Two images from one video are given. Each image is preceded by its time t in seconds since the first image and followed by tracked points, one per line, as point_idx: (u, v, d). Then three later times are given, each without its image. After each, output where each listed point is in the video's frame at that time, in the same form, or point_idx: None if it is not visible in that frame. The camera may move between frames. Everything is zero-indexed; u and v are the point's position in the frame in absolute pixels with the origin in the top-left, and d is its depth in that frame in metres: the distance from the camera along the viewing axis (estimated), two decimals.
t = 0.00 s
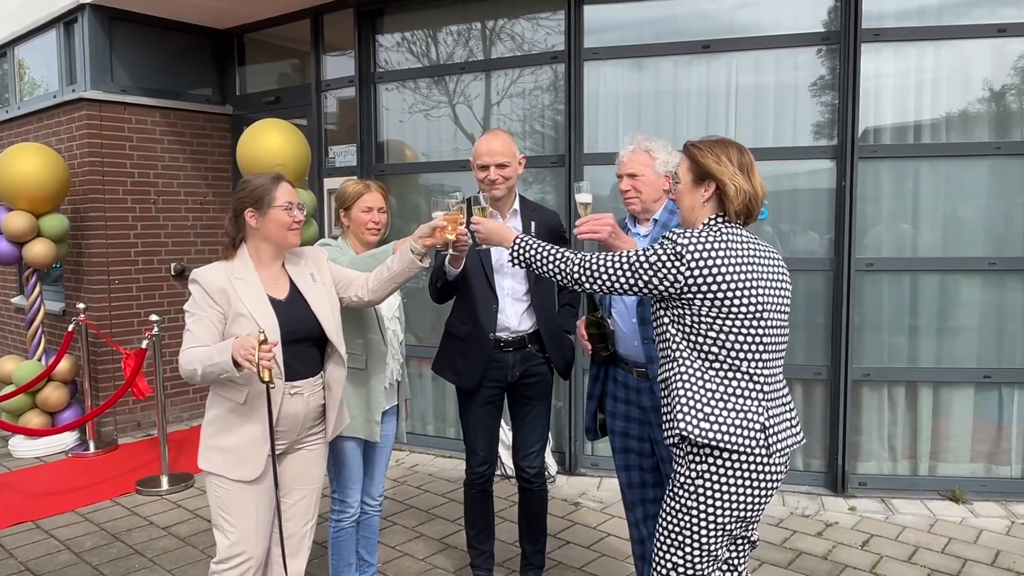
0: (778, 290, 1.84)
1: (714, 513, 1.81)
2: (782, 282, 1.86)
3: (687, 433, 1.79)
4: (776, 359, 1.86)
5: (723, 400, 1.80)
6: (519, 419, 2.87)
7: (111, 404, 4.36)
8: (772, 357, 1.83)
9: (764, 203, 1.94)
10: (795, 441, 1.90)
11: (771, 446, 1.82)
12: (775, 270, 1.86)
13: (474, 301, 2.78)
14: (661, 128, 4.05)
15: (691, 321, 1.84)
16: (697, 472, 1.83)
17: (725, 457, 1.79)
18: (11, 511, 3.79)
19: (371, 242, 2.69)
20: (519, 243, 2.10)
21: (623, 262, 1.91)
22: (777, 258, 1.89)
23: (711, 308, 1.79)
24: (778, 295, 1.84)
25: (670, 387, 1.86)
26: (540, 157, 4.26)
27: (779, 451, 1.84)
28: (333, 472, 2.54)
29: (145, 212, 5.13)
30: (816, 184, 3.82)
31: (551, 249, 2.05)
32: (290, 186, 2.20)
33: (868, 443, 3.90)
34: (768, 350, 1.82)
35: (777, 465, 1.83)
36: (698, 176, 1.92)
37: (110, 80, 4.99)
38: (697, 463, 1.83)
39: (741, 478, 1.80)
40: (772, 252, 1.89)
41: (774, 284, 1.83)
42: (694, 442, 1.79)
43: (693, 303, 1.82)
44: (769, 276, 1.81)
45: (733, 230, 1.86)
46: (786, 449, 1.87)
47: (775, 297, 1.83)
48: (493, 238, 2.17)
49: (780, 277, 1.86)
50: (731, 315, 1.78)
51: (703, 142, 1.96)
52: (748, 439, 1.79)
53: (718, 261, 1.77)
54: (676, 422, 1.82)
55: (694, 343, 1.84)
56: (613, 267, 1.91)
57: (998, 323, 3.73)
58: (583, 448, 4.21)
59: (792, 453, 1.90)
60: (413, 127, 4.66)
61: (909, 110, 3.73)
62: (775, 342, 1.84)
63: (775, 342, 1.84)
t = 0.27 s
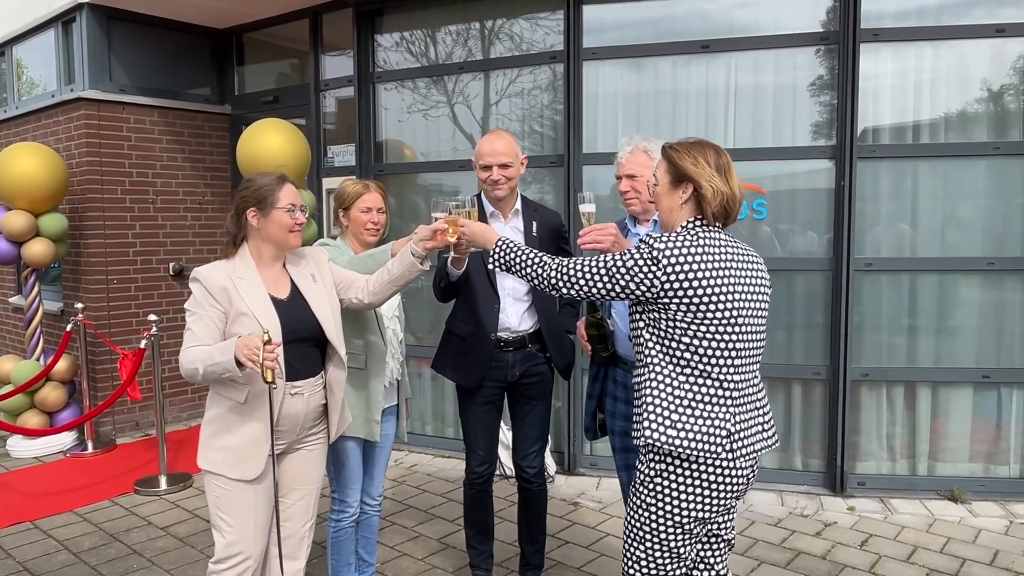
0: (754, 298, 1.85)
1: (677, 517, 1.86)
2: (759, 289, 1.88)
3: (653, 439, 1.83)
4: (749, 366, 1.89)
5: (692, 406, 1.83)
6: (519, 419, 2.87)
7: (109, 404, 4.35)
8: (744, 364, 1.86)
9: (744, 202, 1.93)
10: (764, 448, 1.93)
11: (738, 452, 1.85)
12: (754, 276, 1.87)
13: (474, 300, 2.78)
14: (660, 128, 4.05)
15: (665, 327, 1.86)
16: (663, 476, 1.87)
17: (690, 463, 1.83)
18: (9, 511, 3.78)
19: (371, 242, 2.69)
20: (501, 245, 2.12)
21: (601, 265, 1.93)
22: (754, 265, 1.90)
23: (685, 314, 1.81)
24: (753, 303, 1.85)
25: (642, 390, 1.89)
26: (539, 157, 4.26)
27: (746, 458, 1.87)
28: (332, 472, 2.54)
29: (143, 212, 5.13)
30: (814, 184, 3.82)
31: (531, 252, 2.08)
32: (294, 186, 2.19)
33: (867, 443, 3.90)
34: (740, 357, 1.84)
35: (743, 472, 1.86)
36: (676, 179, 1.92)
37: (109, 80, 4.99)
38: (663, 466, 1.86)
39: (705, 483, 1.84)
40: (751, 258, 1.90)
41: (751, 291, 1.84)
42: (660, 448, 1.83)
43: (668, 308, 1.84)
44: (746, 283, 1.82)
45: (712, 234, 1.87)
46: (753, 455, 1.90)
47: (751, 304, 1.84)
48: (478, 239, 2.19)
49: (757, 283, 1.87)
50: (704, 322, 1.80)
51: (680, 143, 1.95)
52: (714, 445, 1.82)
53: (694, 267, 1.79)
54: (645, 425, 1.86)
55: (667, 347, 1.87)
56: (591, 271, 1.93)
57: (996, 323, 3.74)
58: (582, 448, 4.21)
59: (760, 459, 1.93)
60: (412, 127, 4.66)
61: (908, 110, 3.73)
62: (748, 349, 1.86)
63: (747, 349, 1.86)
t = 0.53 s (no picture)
0: (737, 301, 1.86)
1: (648, 516, 1.89)
2: (742, 292, 1.89)
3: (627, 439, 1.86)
4: (728, 369, 1.91)
5: (668, 407, 1.85)
6: (518, 419, 2.87)
7: (107, 404, 4.34)
8: (722, 367, 1.88)
9: (732, 201, 1.93)
10: (738, 450, 1.96)
11: (712, 455, 1.88)
12: (737, 279, 1.88)
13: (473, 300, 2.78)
14: (658, 128, 4.05)
15: (646, 327, 1.88)
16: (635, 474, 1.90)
17: (662, 463, 1.86)
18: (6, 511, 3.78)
19: (370, 242, 2.69)
20: (498, 234, 2.13)
21: (587, 263, 1.94)
22: (739, 267, 1.91)
23: (667, 315, 1.82)
24: (735, 306, 1.86)
25: (621, 389, 1.91)
26: (538, 157, 4.26)
27: (719, 460, 1.90)
28: (331, 472, 2.53)
29: (141, 211, 5.12)
30: (813, 184, 3.82)
31: (522, 243, 2.09)
32: (294, 186, 2.19)
33: (865, 443, 3.90)
34: (719, 360, 1.86)
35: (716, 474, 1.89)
36: (663, 178, 1.92)
37: (107, 79, 4.98)
38: (637, 464, 1.89)
39: (678, 484, 1.87)
40: (737, 260, 1.91)
41: (733, 294, 1.85)
42: (634, 447, 1.86)
43: (650, 309, 1.85)
44: (729, 286, 1.83)
45: (699, 234, 1.87)
46: (727, 457, 1.92)
47: (733, 308, 1.86)
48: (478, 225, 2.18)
49: (741, 286, 1.88)
50: (685, 323, 1.81)
51: (667, 142, 1.95)
52: (688, 447, 1.85)
53: (677, 269, 1.79)
54: (621, 423, 1.88)
55: (648, 347, 1.88)
56: (577, 268, 1.93)
57: (994, 322, 3.74)
58: (580, 448, 4.21)
59: (734, 460, 1.96)
60: (410, 126, 4.65)
61: (906, 110, 3.73)
62: (727, 352, 1.87)
63: (727, 352, 1.88)
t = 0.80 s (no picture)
0: (735, 303, 1.86)
1: (641, 517, 1.89)
2: (741, 294, 1.88)
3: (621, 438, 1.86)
4: (724, 370, 1.91)
5: (663, 408, 1.85)
6: (517, 419, 2.87)
7: (105, 404, 4.33)
8: (718, 369, 1.88)
9: (730, 203, 1.92)
10: (733, 452, 1.96)
11: (706, 456, 1.88)
12: (736, 281, 1.88)
13: (474, 299, 2.78)
14: (657, 128, 4.05)
15: (643, 327, 1.88)
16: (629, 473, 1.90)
17: (656, 463, 1.86)
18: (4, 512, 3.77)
19: (371, 242, 2.69)
20: (500, 227, 2.12)
21: (584, 262, 1.93)
22: (738, 268, 1.91)
23: (665, 315, 1.82)
24: (733, 308, 1.86)
25: (616, 389, 1.91)
26: (537, 157, 4.26)
27: (714, 461, 1.90)
28: (331, 472, 2.53)
29: (139, 211, 5.11)
30: (812, 184, 3.83)
31: (523, 237, 2.08)
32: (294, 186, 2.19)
33: (864, 443, 3.90)
34: (716, 361, 1.86)
35: (710, 476, 1.89)
36: (660, 179, 1.92)
37: (105, 79, 4.97)
38: (631, 464, 1.90)
39: (671, 485, 1.87)
40: (736, 261, 1.91)
41: (731, 296, 1.85)
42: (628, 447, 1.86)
43: (647, 309, 1.85)
44: (727, 288, 1.83)
45: (698, 234, 1.87)
46: (721, 459, 1.92)
47: (731, 310, 1.85)
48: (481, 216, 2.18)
49: (739, 288, 1.88)
50: (683, 324, 1.81)
51: (666, 143, 1.95)
52: (683, 448, 1.85)
53: (676, 269, 1.79)
54: (616, 423, 1.88)
55: (645, 348, 1.88)
56: (575, 267, 1.93)
57: (993, 322, 3.74)
58: (579, 448, 4.21)
59: (729, 462, 1.96)
60: (409, 126, 4.65)
61: (905, 110, 3.73)
62: (724, 353, 1.87)
63: (724, 354, 1.88)
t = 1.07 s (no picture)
0: (742, 304, 1.86)
1: (645, 517, 1.90)
2: (748, 295, 1.88)
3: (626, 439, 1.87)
4: (730, 371, 1.91)
5: (668, 409, 1.86)
6: (516, 419, 2.87)
7: (103, 403, 4.32)
8: (724, 371, 1.88)
9: (734, 204, 1.89)
10: (739, 453, 1.96)
11: (711, 457, 1.88)
12: (744, 283, 1.87)
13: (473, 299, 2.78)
14: (656, 128, 4.05)
15: (648, 328, 1.88)
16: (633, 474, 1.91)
17: (661, 464, 1.87)
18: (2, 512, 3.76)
19: (370, 241, 2.70)
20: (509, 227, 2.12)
21: (590, 263, 1.94)
22: (746, 270, 1.90)
23: (671, 317, 1.82)
24: (740, 310, 1.86)
25: (621, 390, 1.92)
26: (535, 156, 4.27)
27: (718, 462, 1.90)
28: (330, 471, 2.53)
29: (137, 211, 5.10)
30: (810, 184, 3.83)
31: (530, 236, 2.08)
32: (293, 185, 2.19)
33: (862, 442, 3.91)
34: (722, 363, 1.86)
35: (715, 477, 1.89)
36: (663, 178, 1.93)
37: (103, 78, 4.96)
38: (634, 464, 1.90)
39: (675, 486, 1.87)
40: (744, 262, 1.90)
41: (738, 298, 1.85)
42: (633, 448, 1.86)
43: (653, 310, 1.85)
44: (734, 289, 1.83)
45: (704, 235, 1.87)
46: (727, 460, 1.93)
47: (737, 311, 1.85)
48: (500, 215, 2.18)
49: (747, 289, 1.88)
50: (689, 326, 1.81)
51: (671, 142, 1.95)
52: (688, 449, 1.86)
53: (682, 271, 1.79)
54: (619, 424, 1.89)
55: (651, 349, 1.89)
56: (580, 268, 1.93)
57: (990, 322, 3.75)
58: (578, 448, 4.21)
59: (734, 463, 1.96)
60: (407, 126, 4.65)
61: (903, 110, 3.74)
62: (730, 355, 1.88)
63: (730, 355, 1.88)
